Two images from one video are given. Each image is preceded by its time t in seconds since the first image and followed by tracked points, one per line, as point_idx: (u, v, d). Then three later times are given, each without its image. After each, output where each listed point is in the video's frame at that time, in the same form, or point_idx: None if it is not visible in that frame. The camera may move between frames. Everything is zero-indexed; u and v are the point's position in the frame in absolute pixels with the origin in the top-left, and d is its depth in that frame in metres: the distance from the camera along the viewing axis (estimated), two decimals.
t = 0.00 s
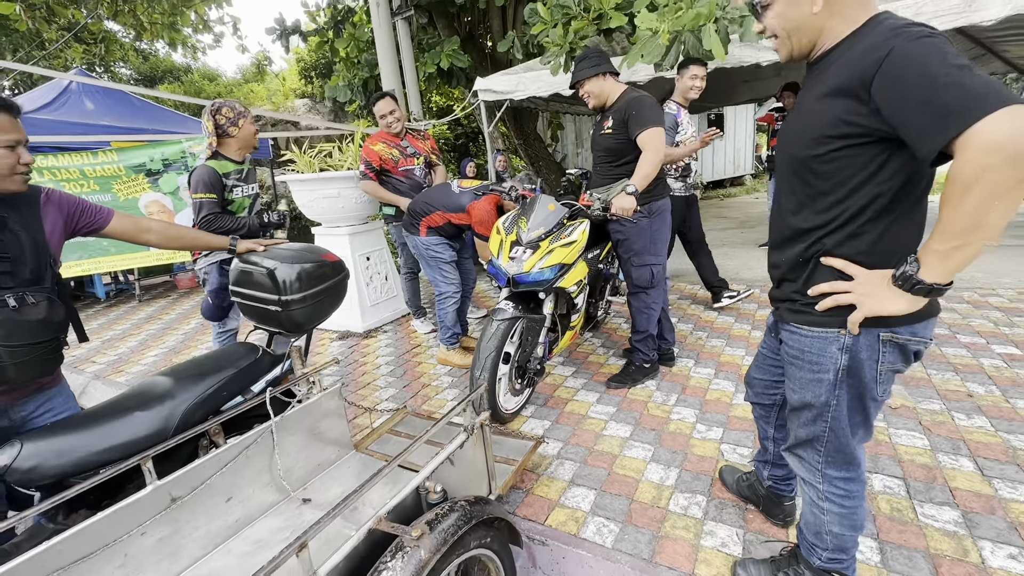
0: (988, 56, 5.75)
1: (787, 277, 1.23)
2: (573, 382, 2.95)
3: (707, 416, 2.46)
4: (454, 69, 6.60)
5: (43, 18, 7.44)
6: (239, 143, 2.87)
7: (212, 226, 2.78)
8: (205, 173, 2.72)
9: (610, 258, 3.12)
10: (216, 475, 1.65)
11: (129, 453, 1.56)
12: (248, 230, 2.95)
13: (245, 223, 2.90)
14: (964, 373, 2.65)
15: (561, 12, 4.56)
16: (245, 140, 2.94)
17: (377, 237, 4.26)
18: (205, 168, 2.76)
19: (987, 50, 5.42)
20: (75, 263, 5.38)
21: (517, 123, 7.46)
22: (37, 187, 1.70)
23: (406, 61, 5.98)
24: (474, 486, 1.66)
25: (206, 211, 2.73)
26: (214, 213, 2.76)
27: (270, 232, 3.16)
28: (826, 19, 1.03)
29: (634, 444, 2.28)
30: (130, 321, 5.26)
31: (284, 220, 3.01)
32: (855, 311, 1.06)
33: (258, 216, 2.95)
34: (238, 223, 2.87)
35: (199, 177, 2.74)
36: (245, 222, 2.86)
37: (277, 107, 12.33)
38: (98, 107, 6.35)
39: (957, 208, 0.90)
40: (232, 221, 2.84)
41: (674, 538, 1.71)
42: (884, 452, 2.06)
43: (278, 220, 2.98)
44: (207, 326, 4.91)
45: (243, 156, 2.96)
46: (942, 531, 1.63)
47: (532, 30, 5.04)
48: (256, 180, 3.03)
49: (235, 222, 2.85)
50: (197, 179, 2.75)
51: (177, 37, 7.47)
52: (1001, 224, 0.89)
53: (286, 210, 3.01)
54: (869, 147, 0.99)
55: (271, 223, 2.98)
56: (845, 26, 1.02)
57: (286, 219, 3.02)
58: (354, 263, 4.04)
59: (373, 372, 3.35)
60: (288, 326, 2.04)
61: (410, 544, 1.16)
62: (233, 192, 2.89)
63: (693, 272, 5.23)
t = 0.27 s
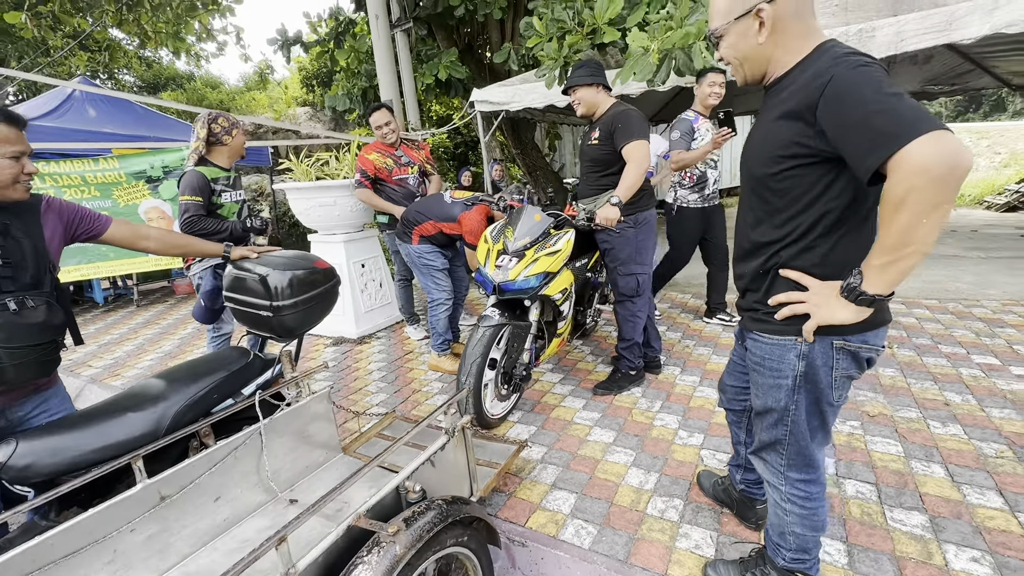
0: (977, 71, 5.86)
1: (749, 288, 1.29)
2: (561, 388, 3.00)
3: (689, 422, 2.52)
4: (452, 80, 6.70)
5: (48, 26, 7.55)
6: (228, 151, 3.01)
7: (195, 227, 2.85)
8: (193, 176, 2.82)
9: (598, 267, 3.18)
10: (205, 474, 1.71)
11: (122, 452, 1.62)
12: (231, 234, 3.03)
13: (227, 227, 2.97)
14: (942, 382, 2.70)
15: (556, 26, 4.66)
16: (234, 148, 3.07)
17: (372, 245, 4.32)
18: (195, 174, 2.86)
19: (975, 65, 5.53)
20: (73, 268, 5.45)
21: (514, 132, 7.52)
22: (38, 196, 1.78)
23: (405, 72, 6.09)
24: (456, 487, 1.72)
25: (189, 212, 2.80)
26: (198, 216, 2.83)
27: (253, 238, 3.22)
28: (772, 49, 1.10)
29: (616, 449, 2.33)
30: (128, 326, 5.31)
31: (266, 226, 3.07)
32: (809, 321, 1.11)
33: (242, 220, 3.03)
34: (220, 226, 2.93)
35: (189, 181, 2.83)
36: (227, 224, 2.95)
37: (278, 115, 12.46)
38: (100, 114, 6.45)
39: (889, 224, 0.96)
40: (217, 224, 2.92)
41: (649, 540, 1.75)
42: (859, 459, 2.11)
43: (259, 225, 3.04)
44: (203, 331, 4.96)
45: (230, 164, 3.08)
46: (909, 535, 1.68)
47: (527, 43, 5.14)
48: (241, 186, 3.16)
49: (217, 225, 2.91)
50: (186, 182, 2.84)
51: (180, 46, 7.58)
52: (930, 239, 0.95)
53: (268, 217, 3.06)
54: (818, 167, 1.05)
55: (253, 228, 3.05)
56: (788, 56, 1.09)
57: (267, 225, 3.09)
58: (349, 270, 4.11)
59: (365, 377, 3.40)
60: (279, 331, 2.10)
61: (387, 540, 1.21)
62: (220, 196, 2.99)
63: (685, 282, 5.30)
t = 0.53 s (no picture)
0: (964, 83, 5.94)
1: (706, 297, 1.34)
2: (545, 394, 3.04)
3: (668, 428, 2.55)
4: (446, 87, 6.77)
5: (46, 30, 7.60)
6: (233, 161, 3.12)
7: (200, 229, 2.92)
8: (202, 181, 2.92)
9: (584, 274, 3.22)
10: (184, 476, 1.74)
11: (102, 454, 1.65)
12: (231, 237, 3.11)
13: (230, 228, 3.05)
14: (919, 390, 2.75)
15: (548, 36, 4.73)
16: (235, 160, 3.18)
17: (363, 250, 4.36)
18: (203, 179, 2.96)
19: (962, 77, 5.61)
20: (67, 271, 5.48)
21: (509, 139, 7.57)
22: (26, 202, 1.82)
23: (400, 79, 6.15)
24: (431, 489, 1.76)
25: (195, 214, 2.89)
26: (204, 217, 2.91)
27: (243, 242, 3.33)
28: (723, 70, 1.21)
29: (595, 454, 2.36)
30: (120, 329, 5.34)
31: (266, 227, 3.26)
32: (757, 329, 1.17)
33: (243, 223, 3.12)
34: (224, 227, 3.02)
35: (197, 185, 2.93)
36: (231, 226, 3.03)
37: (276, 120, 12.52)
38: (96, 119, 6.49)
39: (821, 240, 1.02)
40: (222, 226, 3.01)
41: (621, 543, 1.79)
42: (831, 464, 2.15)
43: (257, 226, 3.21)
44: (194, 335, 4.99)
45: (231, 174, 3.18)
46: (874, 539, 1.72)
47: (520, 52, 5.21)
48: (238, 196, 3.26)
49: (221, 227, 3.00)
50: (194, 186, 2.93)
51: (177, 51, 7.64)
52: (858, 255, 1.02)
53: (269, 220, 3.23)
54: (764, 183, 1.11)
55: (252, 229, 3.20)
56: (739, 76, 1.21)
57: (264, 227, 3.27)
58: (340, 275, 4.15)
59: (352, 382, 3.44)
60: (263, 336, 2.13)
61: (354, 540, 1.25)
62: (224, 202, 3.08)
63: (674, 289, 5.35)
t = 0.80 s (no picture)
0: (954, 88, 6.01)
1: (678, 298, 1.41)
2: (534, 394, 3.08)
3: (654, 427, 2.60)
4: (442, 90, 6.81)
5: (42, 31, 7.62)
6: (235, 163, 3.15)
7: (214, 231, 3.03)
8: (208, 183, 3.00)
9: (574, 276, 3.27)
10: (176, 472, 1.78)
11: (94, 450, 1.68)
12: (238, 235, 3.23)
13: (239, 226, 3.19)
14: (900, 390, 2.80)
15: (541, 40, 4.79)
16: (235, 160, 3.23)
17: (357, 251, 4.40)
18: (208, 181, 3.02)
19: (952, 83, 5.68)
20: (62, 271, 5.50)
21: (505, 141, 7.61)
22: (21, 202, 1.86)
23: (395, 82, 6.20)
24: (418, 484, 1.80)
25: (207, 216, 2.99)
26: (217, 219, 3.03)
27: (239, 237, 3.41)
28: (691, 80, 1.31)
29: (581, 452, 2.41)
30: (115, 329, 5.36)
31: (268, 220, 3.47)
32: (723, 328, 1.23)
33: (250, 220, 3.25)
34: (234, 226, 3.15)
35: (204, 188, 3.00)
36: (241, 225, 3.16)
37: (274, 122, 12.56)
38: (93, 120, 6.52)
39: (776, 243, 1.10)
40: (232, 226, 3.12)
41: (602, 538, 1.83)
42: (811, 462, 2.20)
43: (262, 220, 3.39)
44: (189, 335, 5.02)
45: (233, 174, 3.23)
46: (848, 534, 1.77)
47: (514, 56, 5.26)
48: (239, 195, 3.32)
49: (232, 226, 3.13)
50: (199, 190, 3.00)
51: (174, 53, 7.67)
52: (810, 257, 1.09)
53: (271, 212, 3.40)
54: (727, 189, 1.19)
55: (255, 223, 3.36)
56: (705, 85, 1.31)
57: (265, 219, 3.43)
58: (334, 276, 4.19)
59: (344, 381, 3.48)
60: (254, 335, 2.17)
61: (337, 531, 1.29)
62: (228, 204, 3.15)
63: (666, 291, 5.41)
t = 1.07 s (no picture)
0: (945, 92, 6.11)
1: (673, 295, 1.47)
2: (533, 391, 3.14)
3: (650, 423, 2.67)
4: (440, 92, 6.87)
5: (42, 32, 7.64)
6: (221, 162, 3.21)
7: (215, 226, 3.09)
8: (201, 180, 3.06)
9: (572, 276, 3.33)
10: (185, 464, 1.83)
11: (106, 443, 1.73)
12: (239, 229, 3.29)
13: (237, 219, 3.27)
14: (890, 388, 2.88)
15: (540, 44, 4.85)
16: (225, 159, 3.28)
17: (357, 251, 4.45)
18: (201, 180, 3.08)
19: (943, 87, 5.77)
20: (63, 271, 5.54)
21: (504, 143, 7.67)
22: (34, 201, 1.90)
23: (395, 84, 6.25)
24: (422, 477, 1.86)
25: (206, 212, 3.05)
26: (216, 214, 3.09)
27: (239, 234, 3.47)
28: (684, 86, 1.37)
29: (579, 447, 2.47)
30: (116, 328, 5.40)
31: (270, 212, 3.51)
32: (715, 323, 1.30)
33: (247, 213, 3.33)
34: (232, 220, 3.22)
35: (198, 186, 3.05)
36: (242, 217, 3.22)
37: (272, 123, 12.60)
38: (93, 121, 6.55)
39: (763, 241, 1.16)
40: (230, 220, 3.20)
41: (600, 528, 1.89)
42: (802, 456, 2.27)
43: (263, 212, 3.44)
44: (190, 335, 5.06)
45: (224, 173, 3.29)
46: (837, 524, 1.83)
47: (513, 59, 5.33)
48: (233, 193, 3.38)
49: (231, 220, 3.20)
50: (194, 188, 3.06)
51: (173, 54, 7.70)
52: (795, 255, 1.15)
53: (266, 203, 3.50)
54: (718, 190, 1.25)
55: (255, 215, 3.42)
56: (697, 92, 1.37)
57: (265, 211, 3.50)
58: (334, 276, 4.24)
59: (345, 379, 3.53)
60: (260, 332, 2.22)
61: (346, 517, 1.34)
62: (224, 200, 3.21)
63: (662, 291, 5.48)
